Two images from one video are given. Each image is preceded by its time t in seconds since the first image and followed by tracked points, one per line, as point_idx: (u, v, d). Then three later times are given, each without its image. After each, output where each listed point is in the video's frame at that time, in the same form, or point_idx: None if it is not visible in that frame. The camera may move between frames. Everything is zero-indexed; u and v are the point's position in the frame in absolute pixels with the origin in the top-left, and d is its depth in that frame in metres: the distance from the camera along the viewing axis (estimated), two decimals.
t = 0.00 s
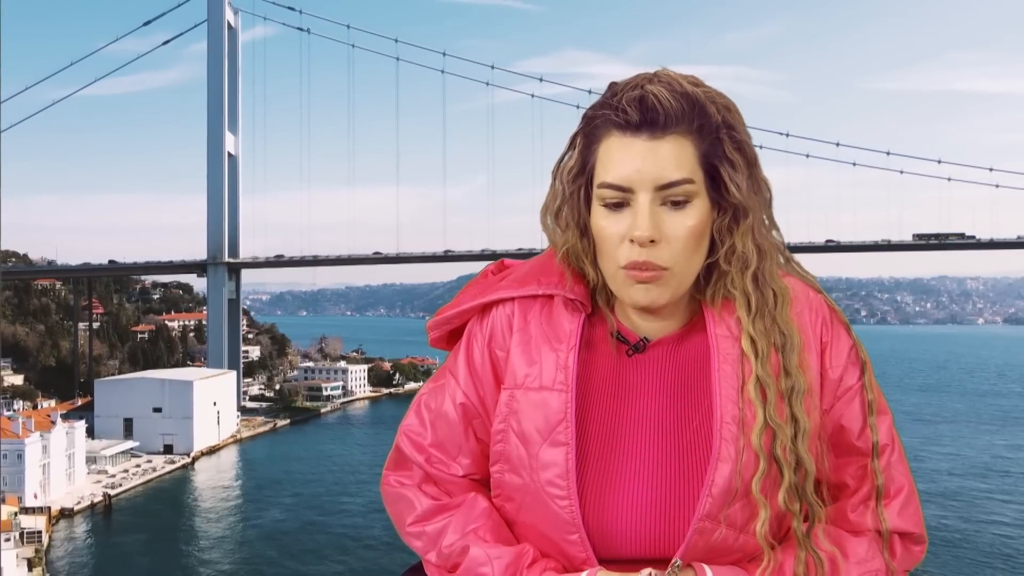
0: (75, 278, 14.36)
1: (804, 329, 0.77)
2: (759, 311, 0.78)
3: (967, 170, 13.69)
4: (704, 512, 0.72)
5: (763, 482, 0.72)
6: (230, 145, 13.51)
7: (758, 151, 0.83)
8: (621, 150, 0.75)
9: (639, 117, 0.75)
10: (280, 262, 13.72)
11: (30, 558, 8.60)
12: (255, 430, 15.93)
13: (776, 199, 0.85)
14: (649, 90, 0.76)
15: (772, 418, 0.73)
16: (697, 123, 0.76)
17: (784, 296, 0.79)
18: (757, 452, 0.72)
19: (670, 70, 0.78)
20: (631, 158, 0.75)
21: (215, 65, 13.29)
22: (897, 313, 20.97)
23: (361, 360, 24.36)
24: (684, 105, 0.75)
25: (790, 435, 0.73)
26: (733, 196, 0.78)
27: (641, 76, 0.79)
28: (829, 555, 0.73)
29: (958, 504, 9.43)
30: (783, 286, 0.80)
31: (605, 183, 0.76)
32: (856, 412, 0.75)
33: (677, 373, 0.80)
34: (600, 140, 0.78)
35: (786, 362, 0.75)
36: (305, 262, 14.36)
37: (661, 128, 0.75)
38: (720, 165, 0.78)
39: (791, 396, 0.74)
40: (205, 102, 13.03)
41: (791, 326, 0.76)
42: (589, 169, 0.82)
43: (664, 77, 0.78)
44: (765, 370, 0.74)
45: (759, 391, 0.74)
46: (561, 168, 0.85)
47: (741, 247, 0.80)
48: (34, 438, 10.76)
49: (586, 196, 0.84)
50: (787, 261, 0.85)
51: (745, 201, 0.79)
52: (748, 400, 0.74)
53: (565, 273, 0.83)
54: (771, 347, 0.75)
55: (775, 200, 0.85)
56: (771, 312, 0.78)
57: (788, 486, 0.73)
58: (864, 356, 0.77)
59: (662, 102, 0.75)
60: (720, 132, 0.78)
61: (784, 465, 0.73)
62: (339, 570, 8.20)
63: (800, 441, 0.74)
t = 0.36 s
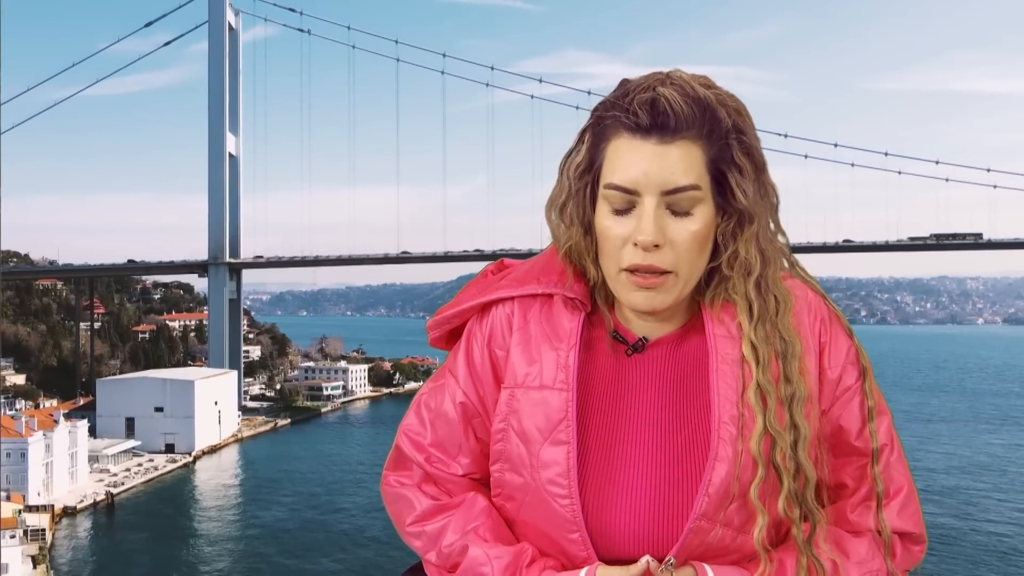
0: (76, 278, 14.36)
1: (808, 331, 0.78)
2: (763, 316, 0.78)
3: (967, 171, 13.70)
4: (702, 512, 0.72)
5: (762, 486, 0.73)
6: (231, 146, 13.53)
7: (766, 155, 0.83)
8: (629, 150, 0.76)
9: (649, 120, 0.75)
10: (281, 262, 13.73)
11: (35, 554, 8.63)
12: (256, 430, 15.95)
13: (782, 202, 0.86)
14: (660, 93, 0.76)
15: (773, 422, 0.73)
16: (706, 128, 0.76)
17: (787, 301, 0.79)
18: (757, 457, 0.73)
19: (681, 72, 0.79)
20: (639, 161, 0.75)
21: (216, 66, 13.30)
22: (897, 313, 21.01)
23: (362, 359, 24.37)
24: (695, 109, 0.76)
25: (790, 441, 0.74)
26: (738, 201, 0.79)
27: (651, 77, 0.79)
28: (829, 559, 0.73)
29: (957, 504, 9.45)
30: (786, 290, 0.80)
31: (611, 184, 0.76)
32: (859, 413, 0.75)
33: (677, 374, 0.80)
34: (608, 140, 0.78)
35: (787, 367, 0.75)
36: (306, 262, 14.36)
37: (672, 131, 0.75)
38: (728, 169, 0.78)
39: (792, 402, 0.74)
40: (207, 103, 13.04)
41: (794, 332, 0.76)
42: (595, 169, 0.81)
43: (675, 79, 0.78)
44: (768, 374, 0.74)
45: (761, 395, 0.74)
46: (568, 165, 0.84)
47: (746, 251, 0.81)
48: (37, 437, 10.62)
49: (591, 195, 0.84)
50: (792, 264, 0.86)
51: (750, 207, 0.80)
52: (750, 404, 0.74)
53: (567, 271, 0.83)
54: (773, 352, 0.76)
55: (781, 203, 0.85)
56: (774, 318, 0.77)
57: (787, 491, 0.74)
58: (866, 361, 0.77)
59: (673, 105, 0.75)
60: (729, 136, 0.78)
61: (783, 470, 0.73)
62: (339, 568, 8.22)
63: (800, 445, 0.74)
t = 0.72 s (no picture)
0: (78, 278, 14.37)
1: (808, 329, 0.78)
2: (762, 313, 0.78)
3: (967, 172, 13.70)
4: (701, 513, 0.72)
5: (761, 484, 0.73)
6: (233, 147, 13.54)
7: (764, 155, 0.83)
8: (628, 147, 0.76)
9: (648, 116, 0.75)
10: (282, 263, 13.73)
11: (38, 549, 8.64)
12: (257, 429, 15.96)
13: (781, 200, 0.86)
14: (658, 89, 0.76)
15: (772, 421, 0.73)
16: (704, 123, 0.76)
17: (786, 299, 0.79)
18: (757, 455, 0.72)
19: (678, 69, 0.79)
20: (636, 157, 0.75)
21: (218, 67, 13.31)
22: (897, 313, 21.02)
23: (362, 360, 24.37)
24: (693, 106, 0.76)
25: (789, 439, 0.74)
26: (738, 197, 0.79)
27: (650, 75, 0.79)
28: (829, 560, 0.73)
29: (956, 503, 9.46)
30: (785, 288, 0.80)
31: (610, 181, 0.76)
32: (858, 414, 0.75)
33: (675, 374, 0.80)
34: (607, 136, 0.78)
35: (787, 366, 0.75)
36: (307, 262, 14.37)
37: (670, 127, 0.75)
38: (728, 166, 0.78)
39: (791, 400, 0.74)
40: (208, 104, 13.06)
41: (794, 332, 0.76)
42: (594, 167, 0.81)
43: (673, 76, 0.78)
44: (767, 372, 0.74)
45: (760, 393, 0.74)
46: (567, 164, 0.84)
47: (744, 248, 0.81)
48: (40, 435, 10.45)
49: (591, 193, 0.84)
50: (792, 262, 0.86)
51: (749, 203, 0.80)
52: (750, 402, 0.74)
53: (565, 272, 0.83)
54: (774, 350, 0.76)
55: (780, 200, 0.85)
56: (774, 317, 0.78)
57: (786, 489, 0.74)
58: (865, 361, 0.77)
59: (672, 100, 0.75)
60: (727, 132, 0.78)
61: (782, 468, 0.73)
62: (340, 566, 8.23)
63: (799, 444, 0.74)
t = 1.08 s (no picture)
0: (80, 278, 14.37)
1: (807, 327, 0.78)
2: (762, 312, 0.78)
3: (965, 173, 13.71)
4: (701, 512, 0.72)
5: (760, 482, 0.73)
6: (233, 148, 13.55)
7: (762, 154, 0.83)
8: (625, 146, 0.76)
9: (646, 114, 0.75)
10: (282, 263, 13.75)
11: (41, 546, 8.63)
12: (258, 428, 15.96)
13: (780, 198, 0.86)
14: (654, 87, 0.77)
15: (774, 417, 0.73)
16: (701, 122, 0.76)
17: (785, 297, 0.79)
18: (756, 453, 0.73)
19: (675, 68, 0.79)
20: (634, 156, 0.75)
21: (218, 68, 13.32)
22: (896, 313, 21.06)
23: (362, 359, 24.37)
24: (690, 104, 0.76)
25: (789, 436, 0.73)
26: (736, 194, 0.80)
27: (646, 77, 0.79)
28: (827, 558, 0.73)
29: (954, 503, 9.48)
30: (785, 288, 0.80)
31: (609, 178, 0.76)
32: (858, 413, 0.75)
33: (675, 371, 0.80)
34: (605, 136, 0.78)
35: (786, 364, 0.75)
36: (307, 262, 14.38)
37: (667, 125, 0.75)
38: (725, 163, 0.79)
39: (791, 397, 0.74)
40: (209, 105, 13.07)
41: (792, 330, 0.77)
42: (592, 167, 0.82)
43: (669, 76, 0.78)
44: (767, 368, 0.74)
45: (760, 390, 0.74)
46: (565, 165, 0.84)
47: (744, 246, 0.82)
48: (42, 435, 10.38)
49: (590, 194, 0.84)
50: (790, 261, 0.86)
51: (747, 201, 0.80)
52: (749, 401, 0.74)
53: (565, 272, 0.83)
54: (773, 348, 0.76)
55: (778, 199, 0.85)
56: (773, 315, 0.78)
57: (785, 487, 0.74)
58: (866, 359, 0.77)
59: (668, 99, 0.75)
60: (724, 131, 0.79)
61: (782, 465, 0.73)
62: (341, 565, 8.25)
63: (797, 442, 0.74)
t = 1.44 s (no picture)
0: (81, 278, 14.38)
1: (806, 325, 0.78)
2: (760, 309, 0.78)
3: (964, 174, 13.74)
4: (698, 510, 0.72)
5: (759, 478, 0.73)
6: (234, 149, 13.55)
7: (761, 153, 0.84)
8: (625, 143, 0.76)
9: (643, 112, 0.75)
10: (283, 263, 13.76)
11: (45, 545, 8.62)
12: (259, 427, 15.97)
13: (777, 197, 0.86)
14: (653, 85, 0.77)
15: (772, 415, 0.73)
16: (700, 119, 0.77)
17: (784, 294, 0.79)
18: (754, 449, 0.73)
19: (673, 66, 0.79)
20: (633, 153, 0.76)
21: (219, 68, 13.33)
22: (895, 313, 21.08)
23: (363, 360, 24.40)
24: (688, 101, 0.76)
25: (787, 433, 0.74)
26: (734, 191, 0.80)
27: (644, 75, 0.79)
28: (825, 555, 0.74)
29: (953, 502, 9.50)
30: (784, 285, 0.81)
31: (607, 177, 0.76)
32: (856, 412, 0.75)
33: (673, 370, 0.81)
34: (604, 135, 0.78)
35: (785, 360, 0.75)
36: (308, 262, 14.40)
37: (666, 122, 0.75)
38: (723, 160, 0.79)
39: (788, 394, 0.75)
40: (210, 106, 13.08)
41: (791, 326, 0.77)
42: (591, 166, 0.82)
43: (668, 75, 0.78)
44: (764, 365, 0.75)
45: (758, 387, 0.74)
46: (564, 164, 0.85)
47: (742, 244, 0.82)
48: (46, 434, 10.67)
49: (589, 192, 0.84)
50: (788, 261, 0.86)
51: (746, 198, 0.80)
52: (748, 397, 0.74)
53: (565, 270, 0.84)
54: (772, 346, 0.76)
55: (776, 196, 0.85)
56: (773, 312, 0.78)
57: (782, 484, 0.74)
58: (863, 358, 0.77)
59: (667, 97, 0.75)
60: (722, 130, 0.79)
61: (780, 462, 0.73)
62: (342, 563, 8.26)
63: (795, 439, 0.74)
